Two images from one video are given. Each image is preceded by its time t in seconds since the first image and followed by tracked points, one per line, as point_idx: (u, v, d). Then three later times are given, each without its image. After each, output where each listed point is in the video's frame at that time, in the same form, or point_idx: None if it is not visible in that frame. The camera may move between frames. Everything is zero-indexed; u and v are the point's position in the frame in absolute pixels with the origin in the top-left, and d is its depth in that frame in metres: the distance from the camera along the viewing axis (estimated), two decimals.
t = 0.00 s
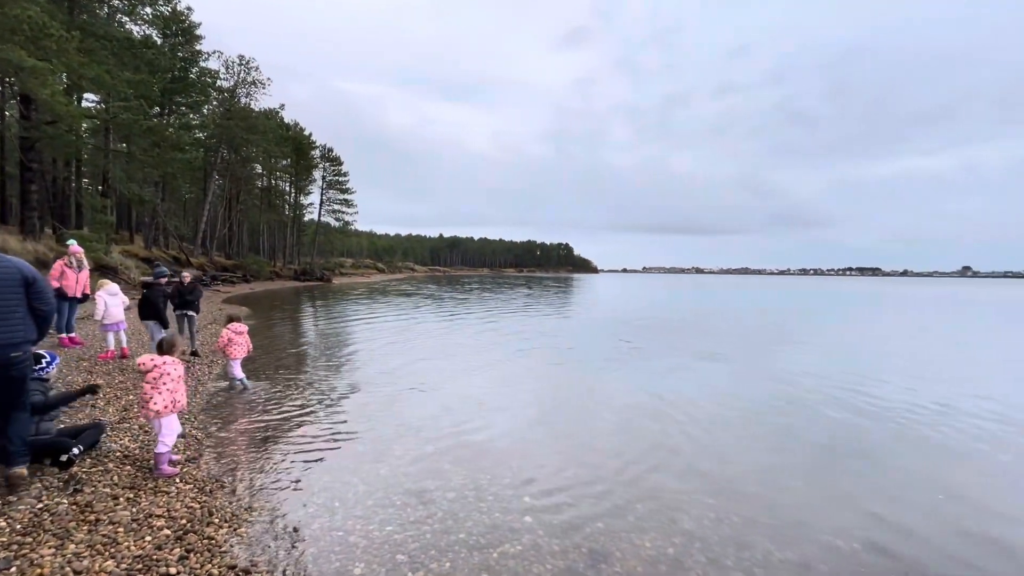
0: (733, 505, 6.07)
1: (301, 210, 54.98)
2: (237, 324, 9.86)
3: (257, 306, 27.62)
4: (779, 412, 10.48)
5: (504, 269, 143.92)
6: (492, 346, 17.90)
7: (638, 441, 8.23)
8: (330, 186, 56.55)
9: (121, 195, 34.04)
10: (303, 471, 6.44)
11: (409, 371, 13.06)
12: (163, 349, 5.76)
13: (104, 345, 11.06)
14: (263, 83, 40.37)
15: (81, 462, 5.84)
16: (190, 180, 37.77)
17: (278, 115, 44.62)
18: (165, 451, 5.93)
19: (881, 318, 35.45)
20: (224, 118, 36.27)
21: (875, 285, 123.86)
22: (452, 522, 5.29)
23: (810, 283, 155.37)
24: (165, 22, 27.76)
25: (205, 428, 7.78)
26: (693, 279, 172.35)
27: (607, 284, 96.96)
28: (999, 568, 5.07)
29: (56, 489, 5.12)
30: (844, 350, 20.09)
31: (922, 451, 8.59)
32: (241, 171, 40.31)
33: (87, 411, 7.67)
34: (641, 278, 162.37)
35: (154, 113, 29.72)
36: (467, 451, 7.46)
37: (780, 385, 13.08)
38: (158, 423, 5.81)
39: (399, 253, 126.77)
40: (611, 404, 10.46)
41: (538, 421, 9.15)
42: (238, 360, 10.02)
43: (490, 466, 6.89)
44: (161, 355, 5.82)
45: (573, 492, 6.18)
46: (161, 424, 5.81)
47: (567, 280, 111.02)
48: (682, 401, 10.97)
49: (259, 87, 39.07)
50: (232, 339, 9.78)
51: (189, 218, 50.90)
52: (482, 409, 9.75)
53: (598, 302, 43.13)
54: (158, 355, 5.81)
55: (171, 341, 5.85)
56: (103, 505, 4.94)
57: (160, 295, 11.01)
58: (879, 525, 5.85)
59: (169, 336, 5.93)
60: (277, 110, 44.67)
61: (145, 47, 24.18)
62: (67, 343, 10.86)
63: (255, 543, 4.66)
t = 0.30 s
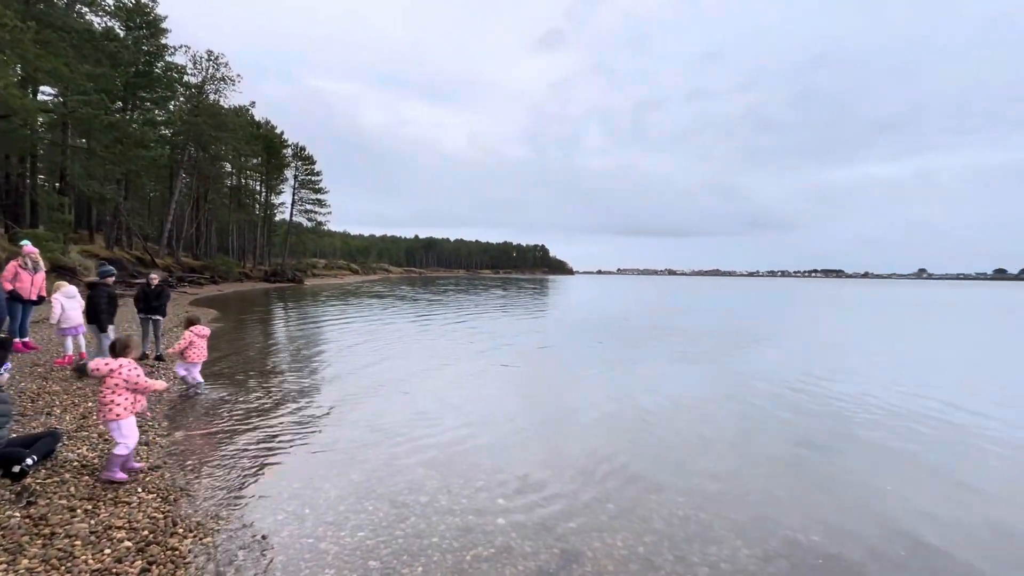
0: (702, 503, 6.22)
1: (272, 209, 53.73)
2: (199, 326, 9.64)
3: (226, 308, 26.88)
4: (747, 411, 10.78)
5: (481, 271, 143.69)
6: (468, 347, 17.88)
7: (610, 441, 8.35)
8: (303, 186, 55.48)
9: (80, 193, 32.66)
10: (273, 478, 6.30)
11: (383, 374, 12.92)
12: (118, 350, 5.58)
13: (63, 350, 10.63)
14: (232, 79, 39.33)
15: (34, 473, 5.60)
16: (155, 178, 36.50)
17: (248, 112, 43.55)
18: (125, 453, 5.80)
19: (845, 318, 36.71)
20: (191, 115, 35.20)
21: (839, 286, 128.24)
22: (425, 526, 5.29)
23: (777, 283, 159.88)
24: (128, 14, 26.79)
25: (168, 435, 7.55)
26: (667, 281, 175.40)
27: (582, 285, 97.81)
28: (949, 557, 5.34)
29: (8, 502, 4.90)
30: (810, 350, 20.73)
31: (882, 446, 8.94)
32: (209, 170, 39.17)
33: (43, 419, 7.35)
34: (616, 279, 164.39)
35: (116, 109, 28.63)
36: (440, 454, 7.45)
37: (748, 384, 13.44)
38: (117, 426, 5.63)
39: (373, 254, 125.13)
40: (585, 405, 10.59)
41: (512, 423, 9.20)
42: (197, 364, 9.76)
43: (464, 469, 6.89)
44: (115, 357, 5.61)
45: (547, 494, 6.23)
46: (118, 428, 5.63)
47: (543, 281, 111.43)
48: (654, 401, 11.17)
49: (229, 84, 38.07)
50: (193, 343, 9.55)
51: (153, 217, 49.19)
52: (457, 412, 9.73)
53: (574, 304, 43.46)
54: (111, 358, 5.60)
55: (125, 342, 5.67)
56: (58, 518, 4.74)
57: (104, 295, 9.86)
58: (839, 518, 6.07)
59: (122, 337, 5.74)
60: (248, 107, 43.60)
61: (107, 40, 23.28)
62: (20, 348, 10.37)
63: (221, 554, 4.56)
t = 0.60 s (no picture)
0: (672, 505, 6.32)
1: (244, 210, 52.44)
2: (149, 332, 9.31)
3: (194, 311, 26.08)
4: (717, 412, 11.00)
5: (458, 273, 143.10)
6: (444, 351, 17.75)
7: (586, 445, 8.40)
8: (275, 186, 54.33)
9: (37, 192, 31.21)
10: (241, 490, 6.11)
11: (357, 379, 12.71)
12: (69, 360, 5.37)
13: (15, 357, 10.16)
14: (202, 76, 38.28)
15: None
16: (118, 177, 35.16)
17: (218, 110, 42.44)
18: (73, 471, 5.50)
19: (813, 320, 37.78)
20: (158, 112, 34.12)
21: (809, 289, 132.04)
22: (399, 536, 5.21)
23: (750, 286, 163.70)
24: (91, 6, 25.80)
25: (129, 446, 7.25)
26: (642, 283, 177.87)
27: (560, 288, 98.29)
28: (908, 552, 5.53)
29: None
30: (780, 351, 21.25)
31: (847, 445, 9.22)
32: (177, 169, 38.00)
33: None
34: (592, 281, 165.85)
35: (77, 105, 27.52)
36: (415, 461, 7.38)
37: (721, 386, 13.70)
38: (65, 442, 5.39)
39: (348, 256, 122.98)
40: (560, 409, 10.64)
41: (487, 428, 9.16)
42: (154, 370, 9.46)
43: (439, 477, 6.82)
44: (66, 369, 5.40)
45: (521, 499, 6.24)
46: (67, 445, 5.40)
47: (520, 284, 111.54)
48: (629, 403, 11.31)
49: (198, 81, 37.08)
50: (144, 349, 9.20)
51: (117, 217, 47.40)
52: (432, 417, 9.65)
53: (550, 307, 43.69)
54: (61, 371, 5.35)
55: (78, 352, 5.46)
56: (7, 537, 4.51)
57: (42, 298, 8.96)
58: (805, 516, 6.24)
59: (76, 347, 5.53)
60: (218, 105, 42.50)
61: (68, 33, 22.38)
62: None
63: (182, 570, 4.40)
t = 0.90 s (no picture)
0: (648, 507, 6.38)
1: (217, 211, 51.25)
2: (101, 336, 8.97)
3: (164, 315, 25.32)
4: (694, 413, 11.15)
5: (438, 276, 142.25)
6: (422, 355, 17.60)
7: (563, 448, 8.42)
8: (250, 187, 53.20)
9: None
10: (212, 500, 5.95)
11: (333, 383, 12.52)
12: (29, 367, 5.26)
13: None
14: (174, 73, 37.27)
15: None
16: (83, 176, 33.93)
17: (190, 108, 41.36)
18: (29, 487, 5.25)
19: (786, 322, 38.75)
20: (127, 110, 33.09)
21: (782, 290, 135.50)
22: (374, 544, 5.15)
23: (726, 287, 167.02)
24: None
25: (91, 456, 6.99)
26: (621, 285, 179.40)
27: (540, 291, 98.72)
28: (874, 547, 5.69)
29: None
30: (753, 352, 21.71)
31: (816, 443, 9.48)
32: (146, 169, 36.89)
33: None
34: (572, 284, 166.65)
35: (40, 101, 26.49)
36: (391, 467, 7.28)
37: (697, 388, 13.91)
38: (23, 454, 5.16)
39: (327, 258, 121.08)
40: (539, 412, 10.65)
41: (465, 432, 9.10)
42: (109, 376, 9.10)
43: (416, 483, 6.75)
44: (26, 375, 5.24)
45: (498, 504, 6.21)
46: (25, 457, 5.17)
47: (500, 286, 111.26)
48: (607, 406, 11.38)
49: (169, 78, 36.12)
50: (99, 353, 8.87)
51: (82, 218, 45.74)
52: (409, 422, 9.55)
53: (531, 310, 43.76)
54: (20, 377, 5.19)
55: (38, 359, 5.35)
56: None
57: None
58: (777, 516, 6.35)
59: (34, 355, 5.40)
60: (190, 104, 41.44)
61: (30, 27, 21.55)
62: None
63: None
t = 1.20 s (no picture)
0: (629, 508, 6.42)
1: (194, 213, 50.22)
2: (72, 339, 8.73)
3: (138, 319, 24.69)
4: (675, 415, 11.27)
5: (421, 278, 141.45)
6: (405, 359, 17.48)
7: (545, 450, 8.43)
8: (229, 188, 52.26)
9: None
10: (187, 507, 5.82)
11: (314, 387, 12.35)
12: None
13: None
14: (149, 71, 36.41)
15: None
16: (52, 175, 32.89)
17: (166, 107, 40.45)
18: None
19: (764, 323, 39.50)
20: (99, 108, 32.23)
21: (761, 292, 138.25)
22: (354, 550, 5.09)
23: (706, 289, 169.82)
24: None
25: (60, 465, 6.77)
26: (604, 288, 180.69)
27: (523, 293, 99.08)
28: (848, 543, 5.82)
29: None
30: (732, 353, 22.11)
31: (793, 442, 9.66)
32: (120, 169, 35.98)
33: None
34: (556, 286, 167.16)
35: (8, 98, 25.65)
36: (371, 471, 7.22)
37: (678, 389, 14.09)
38: None
39: (308, 261, 119.35)
40: (522, 415, 10.65)
41: (447, 435, 9.05)
42: (78, 381, 8.87)
43: (397, 487, 6.70)
44: None
45: (478, 507, 6.20)
46: None
47: (484, 288, 111.12)
48: (589, 409, 11.42)
49: (145, 76, 35.29)
50: (68, 357, 8.59)
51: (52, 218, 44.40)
52: (391, 426, 9.48)
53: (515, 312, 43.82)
54: None
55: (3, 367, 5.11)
56: None
57: None
58: (754, 514, 6.45)
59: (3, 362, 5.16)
60: (167, 103, 40.55)
61: None
62: None
63: None
